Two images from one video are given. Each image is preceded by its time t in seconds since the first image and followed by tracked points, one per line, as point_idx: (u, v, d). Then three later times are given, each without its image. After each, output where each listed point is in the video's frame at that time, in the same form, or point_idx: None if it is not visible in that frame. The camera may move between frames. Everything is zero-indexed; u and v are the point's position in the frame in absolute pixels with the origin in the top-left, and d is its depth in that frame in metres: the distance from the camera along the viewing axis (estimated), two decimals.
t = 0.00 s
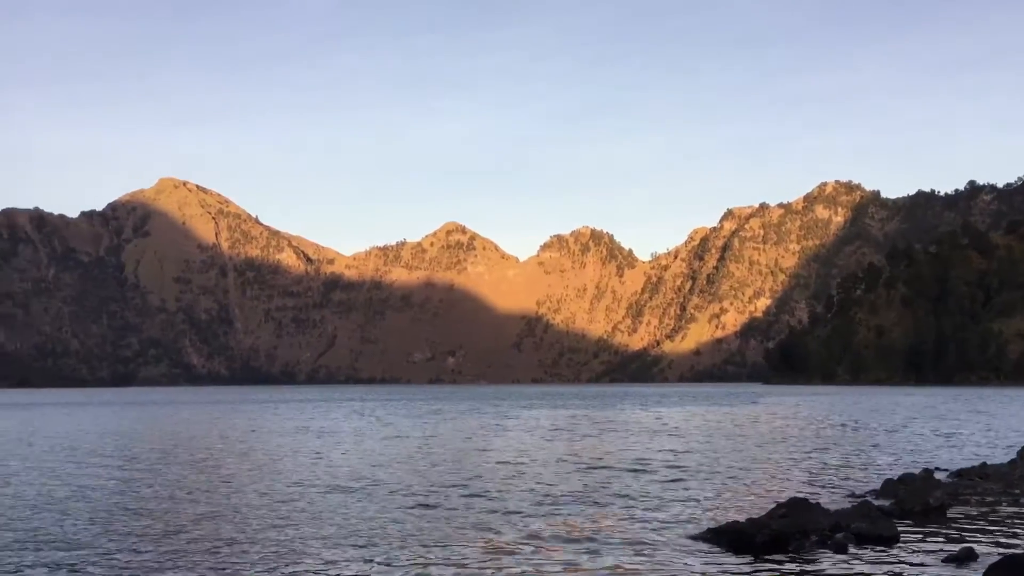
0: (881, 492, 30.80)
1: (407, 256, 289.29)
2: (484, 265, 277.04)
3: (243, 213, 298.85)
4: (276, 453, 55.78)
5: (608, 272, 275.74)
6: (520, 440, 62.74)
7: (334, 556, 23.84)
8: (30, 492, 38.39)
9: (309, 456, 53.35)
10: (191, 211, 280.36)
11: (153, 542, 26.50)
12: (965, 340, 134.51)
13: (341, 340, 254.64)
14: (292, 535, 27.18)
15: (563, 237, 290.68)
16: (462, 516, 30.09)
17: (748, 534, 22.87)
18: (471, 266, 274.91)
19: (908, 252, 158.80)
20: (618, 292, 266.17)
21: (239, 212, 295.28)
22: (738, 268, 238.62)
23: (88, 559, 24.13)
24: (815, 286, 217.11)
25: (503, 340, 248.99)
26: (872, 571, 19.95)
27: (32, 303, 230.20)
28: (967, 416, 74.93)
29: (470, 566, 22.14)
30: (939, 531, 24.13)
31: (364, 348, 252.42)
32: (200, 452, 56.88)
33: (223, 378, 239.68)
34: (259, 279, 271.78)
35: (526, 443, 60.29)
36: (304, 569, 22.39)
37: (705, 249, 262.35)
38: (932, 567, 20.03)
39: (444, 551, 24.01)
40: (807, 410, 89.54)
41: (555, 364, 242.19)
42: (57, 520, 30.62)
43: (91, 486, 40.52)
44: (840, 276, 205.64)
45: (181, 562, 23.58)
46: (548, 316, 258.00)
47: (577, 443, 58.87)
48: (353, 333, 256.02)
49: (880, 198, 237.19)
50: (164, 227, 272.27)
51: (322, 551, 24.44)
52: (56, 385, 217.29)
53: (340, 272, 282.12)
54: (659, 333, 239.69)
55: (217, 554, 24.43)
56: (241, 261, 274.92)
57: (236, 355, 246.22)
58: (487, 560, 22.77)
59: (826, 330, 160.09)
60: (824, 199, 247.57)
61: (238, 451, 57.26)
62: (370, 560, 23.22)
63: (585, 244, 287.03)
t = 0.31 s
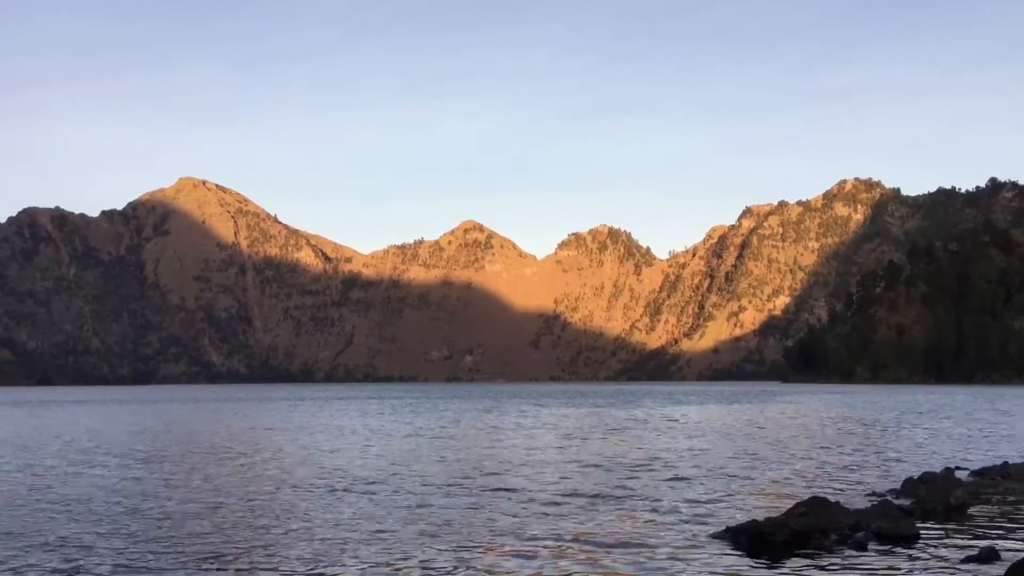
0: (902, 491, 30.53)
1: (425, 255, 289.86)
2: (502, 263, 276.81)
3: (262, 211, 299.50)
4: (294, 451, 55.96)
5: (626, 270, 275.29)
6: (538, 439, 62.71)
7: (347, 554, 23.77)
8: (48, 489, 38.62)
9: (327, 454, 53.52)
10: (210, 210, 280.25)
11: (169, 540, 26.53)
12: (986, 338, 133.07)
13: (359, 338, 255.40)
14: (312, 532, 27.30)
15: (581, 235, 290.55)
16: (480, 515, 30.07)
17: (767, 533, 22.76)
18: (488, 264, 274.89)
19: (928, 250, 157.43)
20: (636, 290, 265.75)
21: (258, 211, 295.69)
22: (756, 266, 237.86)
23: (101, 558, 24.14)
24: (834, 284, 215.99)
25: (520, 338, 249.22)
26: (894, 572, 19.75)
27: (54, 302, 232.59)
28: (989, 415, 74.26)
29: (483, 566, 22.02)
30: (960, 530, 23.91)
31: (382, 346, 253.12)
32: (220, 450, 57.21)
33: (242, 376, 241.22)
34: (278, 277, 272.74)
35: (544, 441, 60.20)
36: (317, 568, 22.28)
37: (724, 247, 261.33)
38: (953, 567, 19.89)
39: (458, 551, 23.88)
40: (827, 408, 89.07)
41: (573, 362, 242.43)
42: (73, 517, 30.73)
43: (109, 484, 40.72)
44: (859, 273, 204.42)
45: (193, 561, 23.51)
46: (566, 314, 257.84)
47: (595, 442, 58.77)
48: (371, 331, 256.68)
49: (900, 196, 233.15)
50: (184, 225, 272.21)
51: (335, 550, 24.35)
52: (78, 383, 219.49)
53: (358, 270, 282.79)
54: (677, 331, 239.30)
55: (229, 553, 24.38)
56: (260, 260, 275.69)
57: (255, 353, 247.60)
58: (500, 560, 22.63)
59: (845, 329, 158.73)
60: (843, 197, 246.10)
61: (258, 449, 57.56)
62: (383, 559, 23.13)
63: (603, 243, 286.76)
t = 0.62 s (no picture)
0: (917, 488, 30.39)
1: (438, 252, 290.14)
2: (515, 260, 276.85)
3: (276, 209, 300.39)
4: (309, 448, 56.12)
5: (639, 267, 274.89)
6: (553, 435, 62.68)
7: (359, 552, 23.69)
8: (64, 486, 38.87)
9: (340, 451, 53.59)
10: (224, 208, 281.53)
11: (183, 536, 26.63)
12: (1003, 334, 132.41)
13: (372, 335, 255.74)
14: (325, 528, 27.32)
15: (594, 232, 290.43)
16: (494, 511, 30.06)
17: (781, 530, 22.69)
18: (502, 261, 274.72)
19: (944, 245, 156.46)
20: (649, 287, 265.31)
21: (272, 209, 296.17)
22: (770, 263, 237.03)
23: (111, 555, 24.14)
24: (849, 280, 215.06)
25: (534, 335, 249.14)
26: (912, 569, 19.62)
27: (69, 299, 234.12)
28: (1006, 412, 73.74)
29: (495, 563, 21.93)
30: (977, 527, 23.77)
31: (396, 343, 253.42)
32: (233, 447, 57.47)
33: (256, 373, 242.37)
34: (291, 274, 273.54)
35: (558, 438, 60.14)
36: (327, 566, 22.21)
37: (737, 243, 260.57)
38: (969, 563, 19.82)
39: (470, 548, 23.80)
40: (842, 405, 88.65)
41: (586, 359, 242.23)
42: (85, 515, 30.76)
43: (123, 480, 40.87)
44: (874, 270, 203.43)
45: (207, 558, 23.60)
46: (580, 311, 257.58)
47: (610, 438, 58.73)
48: (384, 328, 257.03)
49: (916, 190, 231.49)
50: (198, 223, 273.62)
51: (347, 547, 24.29)
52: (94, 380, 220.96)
53: (372, 267, 283.20)
54: (690, 328, 238.73)
55: (240, 550, 24.33)
56: (274, 257, 276.47)
57: (269, 350, 248.59)
58: (511, 557, 22.52)
59: (860, 325, 157.43)
60: (857, 192, 245.15)
61: (272, 446, 57.77)
62: (394, 557, 23.05)
63: (617, 239, 286.55)
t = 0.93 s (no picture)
0: (934, 484, 30.25)
1: (451, 249, 290.32)
2: (529, 257, 276.77)
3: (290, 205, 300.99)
4: (322, 444, 56.13)
5: (653, 262, 274.35)
6: (567, 432, 62.49)
7: (370, 552, 23.50)
8: (81, 482, 39.02)
9: (354, 447, 53.60)
10: (238, 205, 282.10)
11: (199, 533, 26.71)
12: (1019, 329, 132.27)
13: (386, 332, 256.35)
14: (340, 525, 27.36)
15: (607, 228, 290.07)
16: (509, 508, 30.07)
17: (798, 525, 22.62)
18: (515, 257, 274.57)
19: (960, 240, 155.69)
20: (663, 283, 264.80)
21: (286, 206, 296.77)
22: (785, 258, 236.16)
23: (119, 554, 24.00)
24: (864, 275, 214.34)
25: (547, 331, 249.00)
26: (929, 565, 19.54)
27: (86, 297, 235.53)
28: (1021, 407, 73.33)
29: (505, 562, 21.72)
30: (994, 523, 23.64)
31: (410, 339, 253.96)
32: (247, 443, 57.60)
33: (271, 370, 243.64)
34: (305, 271, 274.26)
35: (571, 434, 60.07)
36: (336, 565, 22.01)
37: (751, 238, 259.72)
38: (985, 559, 19.75)
39: (482, 547, 23.61)
40: (856, 401, 88.38)
41: (600, 355, 241.89)
42: (95, 513, 30.67)
43: (138, 477, 40.95)
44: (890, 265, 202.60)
45: (224, 555, 23.60)
46: (594, 307, 257.26)
47: (624, 435, 58.56)
48: (398, 325, 257.60)
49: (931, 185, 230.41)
50: (213, 221, 274.39)
51: (357, 547, 24.06)
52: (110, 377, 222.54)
53: (385, 264, 283.62)
54: (704, 324, 238.15)
55: (250, 549, 24.15)
56: (288, 254, 277.07)
57: (284, 346, 249.76)
58: (520, 557, 22.28)
59: (875, 319, 156.49)
60: (872, 187, 244.17)
61: (285, 442, 57.85)
62: (408, 554, 22.99)
63: (630, 235, 286.02)
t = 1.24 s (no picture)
0: (951, 482, 29.95)
1: (466, 247, 290.38)
2: (543, 255, 276.46)
3: (305, 204, 301.58)
4: (337, 443, 56.20)
5: (667, 260, 273.57)
6: (581, 430, 62.30)
7: (385, 549, 23.51)
8: (98, 480, 39.14)
9: (368, 446, 53.65)
10: (253, 204, 282.80)
11: (214, 530, 26.81)
12: None
13: (400, 331, 256.70)
14: (352, 523, 27.34)
15: (622, 225, 289.39)
16: (524, 506, 30.04)
17: (814, 524, 22.43)
18: (529, 255, 274.24)
19: (977, 237, 154.76)
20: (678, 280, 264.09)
21: (301, 205, 297.40)
22: (800, 256, 235.11)
23: (129, 552, 23.96)
24: (881, 272, 213.60)
25: (562, 328, 248.84)
26: (944, 563, 19.44)
27: (102, 296, 236.76)
28: None
29: (517, 561, 21.55)
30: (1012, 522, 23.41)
31: (424, 338, 254.36)
32: (262, 442, 57.66)
33: (286, 369, 245.22)
34: (320, 270, 274.94)
35: (585, 433, 59.88)
36: (347, 564, 21.87)
37: (766, 236, 258.70)
38: (1002, 557, 19.59)
39: (492, 546, 23.42)
40: (872, 399, 87.87)
41: (614, 353, 241.46)
42: (111, 511, 30.83)
43: (152, 476, 41.07)
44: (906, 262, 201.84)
45: (243, 552, 23.70)
46: (608, 305, 256.75)
47: (639, 433, 58.36)
48: (413, 323, 257.99)
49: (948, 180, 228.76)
50: (228, 220, 275.23)
51: (372, 544, 24.03)
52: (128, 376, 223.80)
53: (399, 263, 283.86)
54: (719, 321, 237.39)
55: (265, 546, 24.21)
56: (303, 253, 277.65)
57: (299, 345, 250.90)
58: (531, 555, 22.10)
59: (892, 317, 155.43)
60: (888, 183, 242.77)
61: (300, 440, 57.91)
62: (425, 551, 23.03)
63: (645, 232, 285.20)
